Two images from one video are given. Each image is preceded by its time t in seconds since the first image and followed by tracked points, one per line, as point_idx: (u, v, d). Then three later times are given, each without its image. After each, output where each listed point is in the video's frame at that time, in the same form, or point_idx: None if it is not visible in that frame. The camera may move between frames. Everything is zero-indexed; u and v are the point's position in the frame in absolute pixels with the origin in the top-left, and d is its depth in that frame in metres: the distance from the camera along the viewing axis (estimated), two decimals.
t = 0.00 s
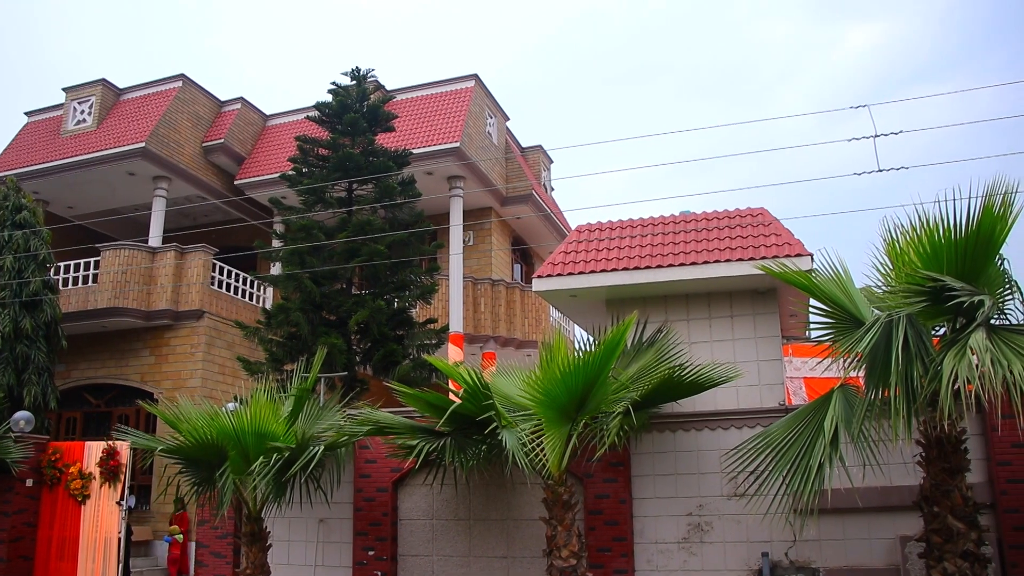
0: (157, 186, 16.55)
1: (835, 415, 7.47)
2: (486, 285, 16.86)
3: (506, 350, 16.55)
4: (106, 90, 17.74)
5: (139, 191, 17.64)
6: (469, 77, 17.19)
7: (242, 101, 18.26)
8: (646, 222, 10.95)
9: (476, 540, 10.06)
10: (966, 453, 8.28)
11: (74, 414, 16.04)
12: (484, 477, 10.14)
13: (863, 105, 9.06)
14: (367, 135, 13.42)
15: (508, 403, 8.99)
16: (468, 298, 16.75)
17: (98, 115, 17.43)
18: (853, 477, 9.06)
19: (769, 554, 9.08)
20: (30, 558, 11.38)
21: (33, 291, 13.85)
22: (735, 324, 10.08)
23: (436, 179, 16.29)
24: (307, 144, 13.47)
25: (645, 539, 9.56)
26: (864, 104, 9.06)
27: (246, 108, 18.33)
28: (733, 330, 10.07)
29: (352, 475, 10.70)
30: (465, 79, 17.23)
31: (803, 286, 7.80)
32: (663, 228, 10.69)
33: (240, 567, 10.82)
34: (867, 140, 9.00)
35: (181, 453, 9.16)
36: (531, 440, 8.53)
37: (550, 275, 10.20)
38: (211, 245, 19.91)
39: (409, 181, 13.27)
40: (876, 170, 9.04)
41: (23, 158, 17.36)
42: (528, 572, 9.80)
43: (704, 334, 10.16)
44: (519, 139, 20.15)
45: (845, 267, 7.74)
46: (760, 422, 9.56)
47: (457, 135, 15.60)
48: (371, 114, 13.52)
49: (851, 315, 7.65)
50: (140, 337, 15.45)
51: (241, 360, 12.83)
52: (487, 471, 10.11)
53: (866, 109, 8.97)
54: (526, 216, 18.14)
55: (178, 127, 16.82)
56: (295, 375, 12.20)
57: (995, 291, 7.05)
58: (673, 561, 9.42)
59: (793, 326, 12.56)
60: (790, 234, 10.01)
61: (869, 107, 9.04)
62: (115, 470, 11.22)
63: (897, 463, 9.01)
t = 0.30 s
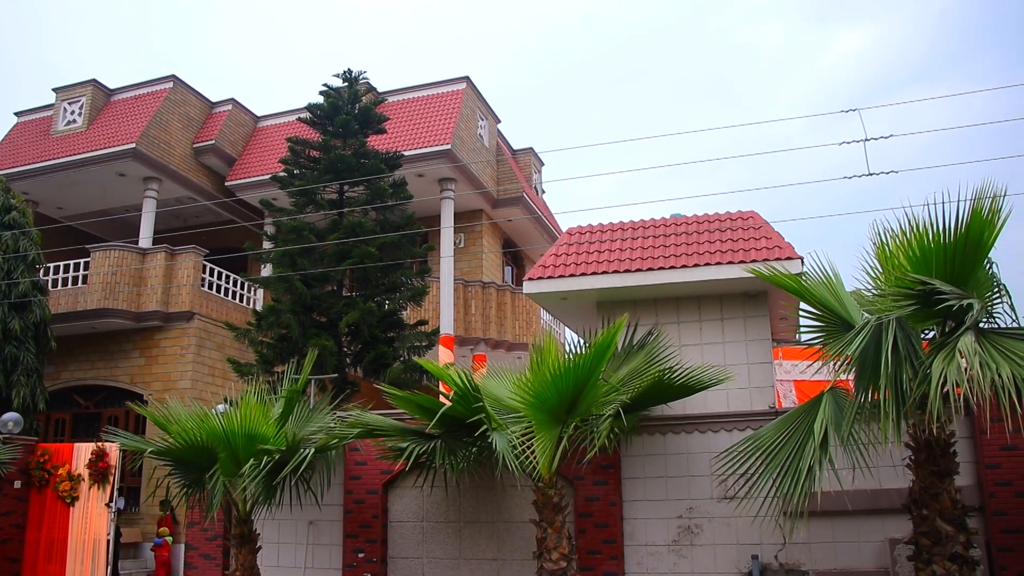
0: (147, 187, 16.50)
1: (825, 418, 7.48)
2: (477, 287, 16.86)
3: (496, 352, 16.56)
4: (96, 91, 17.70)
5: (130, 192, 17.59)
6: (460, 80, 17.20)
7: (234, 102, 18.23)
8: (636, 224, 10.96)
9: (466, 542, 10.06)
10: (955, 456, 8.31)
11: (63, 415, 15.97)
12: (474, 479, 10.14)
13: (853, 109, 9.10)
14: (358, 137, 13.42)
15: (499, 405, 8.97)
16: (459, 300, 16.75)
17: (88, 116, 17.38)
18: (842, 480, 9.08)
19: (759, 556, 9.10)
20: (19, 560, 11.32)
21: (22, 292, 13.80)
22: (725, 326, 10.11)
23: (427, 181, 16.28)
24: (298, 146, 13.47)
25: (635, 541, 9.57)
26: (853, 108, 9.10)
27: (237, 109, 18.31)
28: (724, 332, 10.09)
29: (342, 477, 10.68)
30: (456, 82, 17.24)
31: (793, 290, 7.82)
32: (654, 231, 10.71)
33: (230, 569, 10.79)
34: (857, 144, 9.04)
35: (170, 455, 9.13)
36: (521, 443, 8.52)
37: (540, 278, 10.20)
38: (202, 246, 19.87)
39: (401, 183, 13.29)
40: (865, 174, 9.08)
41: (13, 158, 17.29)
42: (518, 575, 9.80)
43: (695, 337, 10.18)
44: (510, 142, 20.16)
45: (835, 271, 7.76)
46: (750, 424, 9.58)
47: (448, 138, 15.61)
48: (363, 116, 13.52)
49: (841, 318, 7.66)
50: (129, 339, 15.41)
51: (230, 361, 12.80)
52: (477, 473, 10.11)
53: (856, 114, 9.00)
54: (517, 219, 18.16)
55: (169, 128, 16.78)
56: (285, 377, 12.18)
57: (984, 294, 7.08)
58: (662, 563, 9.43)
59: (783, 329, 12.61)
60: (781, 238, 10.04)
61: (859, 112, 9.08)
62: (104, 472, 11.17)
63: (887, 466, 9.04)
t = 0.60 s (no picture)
0: (138, 188, 16.46)
1: (815, 420, 7.50)
2: (468, 290, 16.86)
3: (488, 355, 16.56)
4: (87, 91, 17.65)
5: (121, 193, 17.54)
6: (453, 82, 17.20)
7: (225, 103, 18.20)
8: (628, 227, 10.97)
9: (456, 544, 10.05)
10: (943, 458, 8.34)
11: (53, 417, 15.90)
12: (465, 481, 10.14)
13: (844, 113, 9.14)
14: (350, 139, 13.41)
15: (490, 407, 8.96)
16: (450, 303, 16.74)
17: (79, 116, 17.33)
18: (832, 482, 9.11)
19: (749, 559, 9.12)
20: (6, 563, 11.25)
21: (12, 293, 13.77)
22: (716, 329, 10.13)
23: (419, 183, 16.27)
24: (290, 147, 13.45)
25: (626, 544, 9.58)
26: (845, 113, 9.14)
27: (229, 110, 18.28)
28: (715, 335, 10.11)
29: (333, 479, 10.66)
30: (449, 84, 17.24)
31: (784, 293, 7.83)
32: (646, 234, 10.72)
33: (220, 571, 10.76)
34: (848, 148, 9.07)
35: (160, 457, 9.10)
36: (512, 445, 8.51)
37: (532, 280, 10.21)
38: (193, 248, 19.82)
39: (393, 185, 13.30)
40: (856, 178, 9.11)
41: (3, 158, 17.22)
42: None
43: (686, 339, 10.19)
44: (502, 144, 20.17)
45: (826, 274, 7.78)
46: (741, 427, 9.60)
47: (440, 140, 15.61)
48: (355, 118, 13.51)
49: (832, 321, 7.68)
50: (120, 340, 15.36)
51: (221, 363, 12.78)
52: (468, 476, 10.10)
53: (847, 118, 9.04)
54: (509, 221, 18.16)
55: (160, 129, 16.74)
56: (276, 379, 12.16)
57: (973, 298, 7.11)
58: (653, 566, 9.44)
59: (773, 332, 12.64)
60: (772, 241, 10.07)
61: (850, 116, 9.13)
62: (94, 474, 11.15)
63: (876, 469, 9.07)
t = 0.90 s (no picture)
0: (128, 188, 16.40)
1: (805, 423, 7.51)
2: (459, 291, 16.86)
3: (478, 357, 16.56)
4: (77, 90, 17.59)
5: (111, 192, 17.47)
6: (444, 83, 17.19)
7: (217, 103, 18.16)
8: (619, 230, 10.99)
9: (446, 546, 10.04)
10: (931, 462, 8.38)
11: (41, 418, 15.82)
12: (455, 483, 10.14)
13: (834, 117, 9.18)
14: (342, 140, 13.39)
15: (480, 409, 8.95)
16: (441, 304, 16.73)
17: (69, 115, 17.27)
18: (822, 485, 9.14)
19: (738, 561, 9.14)
20: None
21: None
22: (707, 332, 10.15)
23: (410, 184, 16.26)
24: (282, 148, 13.43)
25: (616, 546, 9.58)
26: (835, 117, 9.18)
27: (220, 110, 18.23)
28: (705, 338, 10.13)
29: (323, 480, 10.64)
30: (440, 85, 17.24)
31: (775, 296, 7.85)
32: (637, 236, 10.74)
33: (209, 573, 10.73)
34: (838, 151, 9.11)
35: (149, 458, 9.07)
36: (502, 447, 8.50)
37: (523, 282, 10.21)
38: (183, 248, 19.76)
39: (384, 187, 13.29)
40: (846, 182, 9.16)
41: None
42: None
43: (676, 342, 10.21)
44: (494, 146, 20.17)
45: (817, 277, 7.81)
46: (730, 430, 9.62)
47: (432, 141, 15.60)
48: (346, 119, 13.50)
49: (822, 325, 7.71)
50: (109, 341, 15.30)
51: (211, 364, 12.75)
52: (459, 477, 10.10)
53: (837, 121, 9.08)
54: (500, 223, 18.17)
55: (151, 129, 16.69)
56: (266, 380, 12.13)
57: (962, 302, 7.15)
58: (643, 568, 9.45)
59: (763, 334, 12.69)
60: (763, 244, 10.09)
61: (841, 120, 9.17)
62: (82, 475, 11.10)
63: (866, 471, 9.10)
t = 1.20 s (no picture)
0: (118, 188, 16.35)
1: (794, 424, 7.53)
2: (449, 292, 16.85)
3: (468, 358, 16.57)
4: (66, 89, 17.53)
5: (100, 192, 17.41)
6: (435, 84, 17.19)
7: (207, 103, 18.12)
8: (609, 231, 11.01)
9: (436, 547, 10.03)
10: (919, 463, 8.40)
11: (29, 418, 15.74)
12: (445, 484, 10.13)
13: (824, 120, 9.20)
14: (332, 141, 13.38)
15: (470, 410, 8.95)
16: (431, 305, 16.72)
17: (58, 114, 17.20)
18: (811, 486, 9.16)
19: (728, 562, 9.15)
20: None
21: None
22: (697, 334, 10.17)
23: (401, 185, 16.25)
24: (272, 148, 13.40)
25: (605, 547, 9.58)
26: (825, 119, 9.20)
27: (210, 110, 18.19)
28: (695, 340, 10.15)
29: (312, 481, 10.62)
30: (431, 86, 17.23)
31: (765, 298, 7.87)
32: (627, 238, 10.75)
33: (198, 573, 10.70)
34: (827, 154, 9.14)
35: (138, 459, 9.03)
36: (492, 448, 8.49)
37: (513, 283, 10.21)
38: (173, 248, 19.71)
39: (375, 187, 13.28)
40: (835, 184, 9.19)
41: None
42: None
43: (666, 343, 10.22)
44: (484, 147, 20.18)
45: (806, 280, 7.82)
46: (720, 431, 9.64)
47: (423, 142, 15.60)
48: (337, 119, 13.49)
49: (811, 327, 7.73)
50: (98, 341, 15.24)
51: (201, 365, 12.71)
52: (449, 478, 10.09)
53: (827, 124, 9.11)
54: (491, 224, 18.17)
55: (140, 129, 16.63)
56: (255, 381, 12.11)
57: (951, 304, 7.18)
58: (632, 569, 9.45)
59: (753, 336, 12.72)
60: (752, 246, 10.12)
61: (831, 123, 9.20)
62: (70, 476, 11.06)
63: (854, 473, 9.14)
